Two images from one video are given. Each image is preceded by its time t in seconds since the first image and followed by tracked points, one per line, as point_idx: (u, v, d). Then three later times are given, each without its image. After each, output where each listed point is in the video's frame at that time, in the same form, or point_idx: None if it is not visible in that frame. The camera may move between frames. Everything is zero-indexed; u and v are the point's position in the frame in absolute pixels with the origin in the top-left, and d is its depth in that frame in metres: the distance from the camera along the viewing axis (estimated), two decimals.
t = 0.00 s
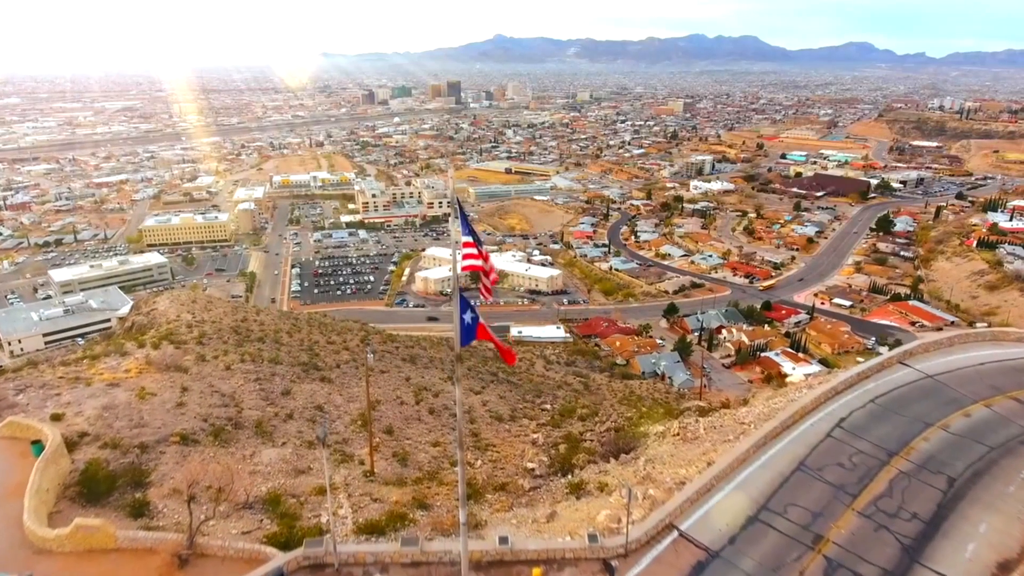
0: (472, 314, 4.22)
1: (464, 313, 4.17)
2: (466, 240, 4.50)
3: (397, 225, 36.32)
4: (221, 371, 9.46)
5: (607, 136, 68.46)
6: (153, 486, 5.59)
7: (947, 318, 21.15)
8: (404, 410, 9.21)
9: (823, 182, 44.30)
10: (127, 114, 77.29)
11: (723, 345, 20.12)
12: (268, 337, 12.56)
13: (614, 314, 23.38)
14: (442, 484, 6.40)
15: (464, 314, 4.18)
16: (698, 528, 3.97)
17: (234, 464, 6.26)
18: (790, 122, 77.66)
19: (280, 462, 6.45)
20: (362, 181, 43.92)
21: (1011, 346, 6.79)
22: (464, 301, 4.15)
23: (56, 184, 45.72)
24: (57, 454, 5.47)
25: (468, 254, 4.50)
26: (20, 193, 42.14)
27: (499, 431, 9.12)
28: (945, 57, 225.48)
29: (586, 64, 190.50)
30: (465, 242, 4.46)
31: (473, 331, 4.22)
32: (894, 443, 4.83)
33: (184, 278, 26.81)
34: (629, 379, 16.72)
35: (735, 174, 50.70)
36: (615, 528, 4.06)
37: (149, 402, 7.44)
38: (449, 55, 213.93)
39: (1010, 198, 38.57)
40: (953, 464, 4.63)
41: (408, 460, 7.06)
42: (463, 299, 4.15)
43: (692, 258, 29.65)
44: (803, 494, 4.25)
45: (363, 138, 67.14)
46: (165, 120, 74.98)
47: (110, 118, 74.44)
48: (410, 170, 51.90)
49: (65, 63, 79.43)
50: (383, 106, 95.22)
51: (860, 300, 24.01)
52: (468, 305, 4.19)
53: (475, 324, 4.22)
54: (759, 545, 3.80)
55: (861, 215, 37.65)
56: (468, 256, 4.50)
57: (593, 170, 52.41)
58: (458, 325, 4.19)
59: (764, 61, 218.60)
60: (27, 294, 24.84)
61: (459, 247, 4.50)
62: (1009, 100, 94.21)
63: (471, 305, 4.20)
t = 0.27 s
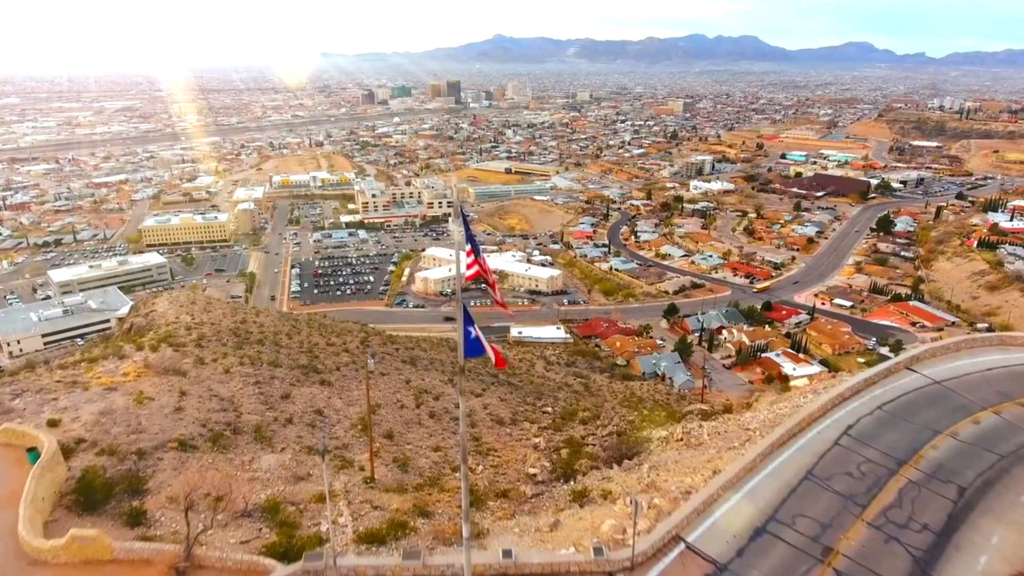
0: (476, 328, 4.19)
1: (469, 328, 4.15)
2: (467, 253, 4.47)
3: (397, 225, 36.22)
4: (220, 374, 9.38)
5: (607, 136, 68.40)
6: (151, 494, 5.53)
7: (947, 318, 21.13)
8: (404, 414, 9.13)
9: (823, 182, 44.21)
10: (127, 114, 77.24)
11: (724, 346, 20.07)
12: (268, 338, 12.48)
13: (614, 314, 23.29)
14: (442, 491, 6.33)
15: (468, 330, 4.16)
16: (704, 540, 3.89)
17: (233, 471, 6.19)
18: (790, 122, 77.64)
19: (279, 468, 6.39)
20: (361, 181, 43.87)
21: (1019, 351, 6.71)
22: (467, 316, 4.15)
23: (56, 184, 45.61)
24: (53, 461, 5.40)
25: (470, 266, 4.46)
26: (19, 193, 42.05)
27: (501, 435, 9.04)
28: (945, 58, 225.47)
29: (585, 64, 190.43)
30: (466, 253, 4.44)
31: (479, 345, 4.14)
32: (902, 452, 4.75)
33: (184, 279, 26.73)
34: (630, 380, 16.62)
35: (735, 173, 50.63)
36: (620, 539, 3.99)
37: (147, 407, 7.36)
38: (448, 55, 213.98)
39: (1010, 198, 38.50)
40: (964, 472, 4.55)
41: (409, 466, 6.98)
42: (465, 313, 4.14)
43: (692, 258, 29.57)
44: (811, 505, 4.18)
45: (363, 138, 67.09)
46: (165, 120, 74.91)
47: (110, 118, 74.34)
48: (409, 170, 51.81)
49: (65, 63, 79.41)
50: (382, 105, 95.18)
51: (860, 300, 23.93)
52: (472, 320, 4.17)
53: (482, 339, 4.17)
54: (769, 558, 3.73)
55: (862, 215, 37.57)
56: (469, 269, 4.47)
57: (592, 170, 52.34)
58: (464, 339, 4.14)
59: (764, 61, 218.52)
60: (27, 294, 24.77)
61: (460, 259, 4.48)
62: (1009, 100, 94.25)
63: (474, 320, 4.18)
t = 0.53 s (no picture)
0: (481, 341, 4.20)
1: (472, 341, 4.15)
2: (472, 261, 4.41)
3: (396, 226, 36.12)
4: (219, 378, 9.30)
5: (606, 136, 68.35)
6: (148, 502, 5.46)
7: (947, 319, 21.13)
8: (404, 419, 9.05)
9: (823, 182, 44.14)
10: (126, 114, 77.14)
11: (724, 347, 19.99)
12: (267, 341, 12.40)
13: (614, 315, 23.22)
14: (443, 498, 6.26)
15: (472, 343, 4.16)
16: (710, 553, 3.82)
17: (231, 478, 6.13)
18: (789, 122, 77.60)
19: (278, 475, 6.31)
20: (361, 181, 43.78)
21: None
22: (471, 329, 4.14)
23: (55, 184, 45.52)
24: (49, 469, 5.33)
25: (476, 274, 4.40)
26: (18, 194, 41.97)
27: (501, 440, 8.97)
28: (944, 58, 225.50)
29: (585, 64, 190.36)
30: (472, 263, 4.38)
31: (483, 358, 4.15)
32: (909, 460, 4.69)
33: (184, 279, 26.66)
34: (630, 381, 16.54)
35: (735, 174, 50.55)
36: (623, 551, 3.91)
37: (144, 412, 7.29)
38: (448, 55, 213.89)
39: (1011, 198, 38.42)
40: (973, 482, 4.48)
41: (409, 472, 6.91)
42: (469, 327, 4.14)
43: (692, 258, 29.50)
44: (819, 516, 4.11)
45: (362, 138, 67.07)
46: (164, 120, 74.76)
47: (109, 118, 74.25)
48: (409, 171, 51.68)
49: (64, 63, 79.29)
50: (382, 105, 95.13)
51: (860, 301, 23.87)
52: (476, 333, 4.18)
53: (486, 352, 4.18)
54: (777, 571, 3.66)
55: (862, 215, 37.52)
56: (475, 276, 4.40)
57: (592, 171, 52.25)
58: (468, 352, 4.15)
59: (763, 61, 218.43)
60: (26, 295, 24.71)
61: (468, 266, 4.43)
62: (1008, 100, 94.28)
63: (479, 333, 4.19)
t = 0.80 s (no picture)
0: (483, 356, 4.15)
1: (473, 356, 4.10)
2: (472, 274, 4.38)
3: (396, 228, 36.03)
4: (217, 385, 9.21)
5: (605, 138, 68.37)
6: (144, 515, 5.39)
7: (947, 322, 21.12)
8: (404, 426, 8.97)
9: (823, 185, 44.10)
10: (125, 117, 77.18)
11: (724, 349, 19.90)
12: (266, 346, 12.30)
13: (613, 318, 23.14)
14: (444, 509, 6.17)
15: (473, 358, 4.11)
16: (716, 570, 3.74)
17: (229, 489, 6.05)
18: (789, 124, 77.69)
19: (276, 486, 6.23)
20: (360, 184, 43.75)
21: None
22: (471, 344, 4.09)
23: (55, 186, 45.49)
24: (42, 482, 5.26)
25: (476, 286, 4.37)
26: (18, 196, 41.92)
27: (502, 447, 8.89)
28: (943, 60, 226.00)
29: (584, 66, 190.72)
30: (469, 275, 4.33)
31: (483, 373, 4.13)
32: (918, 472, 4.61)
33: (183, 282, 26.59)
34: (630, 385, 16.46)
35: (734, 176, 50.51)
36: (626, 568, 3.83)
37: (140, 421, 7.19)
38: (447, 58, 214.20)
39: (1010, 200, 38.41)
40: (982, 495, 4.40)
41: (409, 482, 6.84)
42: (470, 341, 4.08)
43: (692, 261, 29.42)
44: (827, 531, 4.03)
45: (362, 140, 67.13)
46: (163, 123, 74.79)
47: (109, 120, 74.29)
48: (408, 173, 51.66)
49: (64, 65, 79.33)
50: (381, 108, 95.27)
51: (860, 304, 23.78)
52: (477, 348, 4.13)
53: (485, 367, 4.14)
54: None
55: (862, 218, 37.47)
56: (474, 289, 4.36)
57: (591, 173, 52.21)
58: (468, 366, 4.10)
59: (762, 63, 218.72)
60: (24, 298, 24.64)
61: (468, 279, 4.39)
62: (1006, 102, 94.54)
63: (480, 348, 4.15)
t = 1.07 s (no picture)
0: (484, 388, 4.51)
1: (476, 390, 4.61)
2: (474, 302, 4.53)
3: (396, 240, 35.97)
4: (214, 402, 9.09)
5: (605, 151, 68.56)
6: (138, 537, 5.29)
7: (948, 334, 21.08)
8: (403, 443, 8.85)
9: (822, 197, 44.16)
10: (126, 129, 77.40)
11: (725, 362, 19.77)
12: (264, 361, 12.17)
13: (613, 331, 23.02)
14: (444, 531, 6.06)
15: (476, 391, 4.62)
16: None
17: (224, 510, 5.94)
18: (787, 137, 77.98)
19: (273, 507, 6.13)
20: (361, 196, 43.76)
21: None
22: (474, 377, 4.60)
23: (55, 198, 45.48)
24: (34, 504, 5.20)
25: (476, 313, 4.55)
26: (17, 208, 41.88)
27: (502, 466, 8.77)
28: (940, 74, 227.50)
29: (583, 79, 191.97)
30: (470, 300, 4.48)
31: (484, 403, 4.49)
32: (928, 496, 4.51)
33: (182, 294, 26.52)
34: (631, 399, 16.33)
35: (733, 188, 50.57)
36: None
37: (136, 439, 7.09)
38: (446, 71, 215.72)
39: (1010, 213, 38.46)
40: (996, 518, 4.29)
41: (408, 502, 6.72)
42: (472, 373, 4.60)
43: (692, 274, 29.36)
44: (837, 557, 3.92)
45: (362, 152, 67.27)
46: (164, 135, 75.00)
47: (110, 132, 74.47)
48: (409, 186, 51.75)
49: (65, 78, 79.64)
50: (382, 120, 95.65)
51: (861, 316, 23.67)
52: (479, 380, 4.63)
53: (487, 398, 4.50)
54: None
55: (861, 230, 37.48)
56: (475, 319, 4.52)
57: (591, 185, 52.28)
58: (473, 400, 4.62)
59: (761, 76, 220.10)
60: (23, 310, 24.54)
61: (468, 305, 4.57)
62: (1004, 115, 95.10)
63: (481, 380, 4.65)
